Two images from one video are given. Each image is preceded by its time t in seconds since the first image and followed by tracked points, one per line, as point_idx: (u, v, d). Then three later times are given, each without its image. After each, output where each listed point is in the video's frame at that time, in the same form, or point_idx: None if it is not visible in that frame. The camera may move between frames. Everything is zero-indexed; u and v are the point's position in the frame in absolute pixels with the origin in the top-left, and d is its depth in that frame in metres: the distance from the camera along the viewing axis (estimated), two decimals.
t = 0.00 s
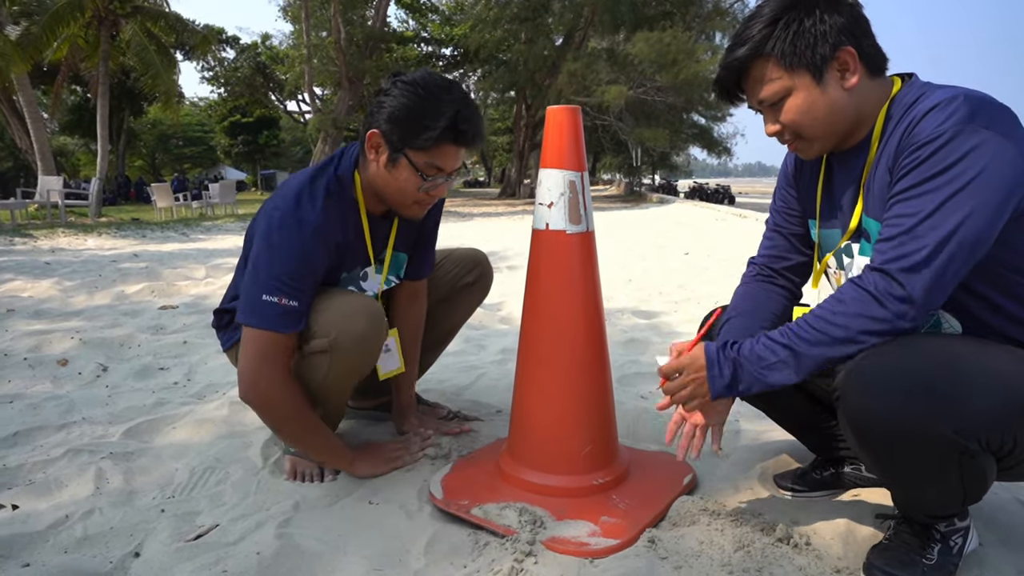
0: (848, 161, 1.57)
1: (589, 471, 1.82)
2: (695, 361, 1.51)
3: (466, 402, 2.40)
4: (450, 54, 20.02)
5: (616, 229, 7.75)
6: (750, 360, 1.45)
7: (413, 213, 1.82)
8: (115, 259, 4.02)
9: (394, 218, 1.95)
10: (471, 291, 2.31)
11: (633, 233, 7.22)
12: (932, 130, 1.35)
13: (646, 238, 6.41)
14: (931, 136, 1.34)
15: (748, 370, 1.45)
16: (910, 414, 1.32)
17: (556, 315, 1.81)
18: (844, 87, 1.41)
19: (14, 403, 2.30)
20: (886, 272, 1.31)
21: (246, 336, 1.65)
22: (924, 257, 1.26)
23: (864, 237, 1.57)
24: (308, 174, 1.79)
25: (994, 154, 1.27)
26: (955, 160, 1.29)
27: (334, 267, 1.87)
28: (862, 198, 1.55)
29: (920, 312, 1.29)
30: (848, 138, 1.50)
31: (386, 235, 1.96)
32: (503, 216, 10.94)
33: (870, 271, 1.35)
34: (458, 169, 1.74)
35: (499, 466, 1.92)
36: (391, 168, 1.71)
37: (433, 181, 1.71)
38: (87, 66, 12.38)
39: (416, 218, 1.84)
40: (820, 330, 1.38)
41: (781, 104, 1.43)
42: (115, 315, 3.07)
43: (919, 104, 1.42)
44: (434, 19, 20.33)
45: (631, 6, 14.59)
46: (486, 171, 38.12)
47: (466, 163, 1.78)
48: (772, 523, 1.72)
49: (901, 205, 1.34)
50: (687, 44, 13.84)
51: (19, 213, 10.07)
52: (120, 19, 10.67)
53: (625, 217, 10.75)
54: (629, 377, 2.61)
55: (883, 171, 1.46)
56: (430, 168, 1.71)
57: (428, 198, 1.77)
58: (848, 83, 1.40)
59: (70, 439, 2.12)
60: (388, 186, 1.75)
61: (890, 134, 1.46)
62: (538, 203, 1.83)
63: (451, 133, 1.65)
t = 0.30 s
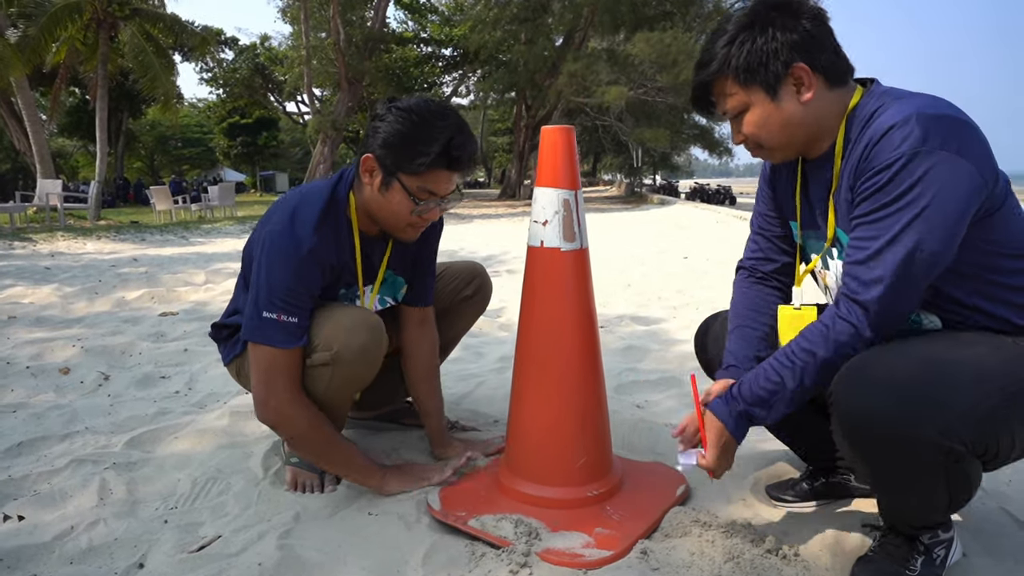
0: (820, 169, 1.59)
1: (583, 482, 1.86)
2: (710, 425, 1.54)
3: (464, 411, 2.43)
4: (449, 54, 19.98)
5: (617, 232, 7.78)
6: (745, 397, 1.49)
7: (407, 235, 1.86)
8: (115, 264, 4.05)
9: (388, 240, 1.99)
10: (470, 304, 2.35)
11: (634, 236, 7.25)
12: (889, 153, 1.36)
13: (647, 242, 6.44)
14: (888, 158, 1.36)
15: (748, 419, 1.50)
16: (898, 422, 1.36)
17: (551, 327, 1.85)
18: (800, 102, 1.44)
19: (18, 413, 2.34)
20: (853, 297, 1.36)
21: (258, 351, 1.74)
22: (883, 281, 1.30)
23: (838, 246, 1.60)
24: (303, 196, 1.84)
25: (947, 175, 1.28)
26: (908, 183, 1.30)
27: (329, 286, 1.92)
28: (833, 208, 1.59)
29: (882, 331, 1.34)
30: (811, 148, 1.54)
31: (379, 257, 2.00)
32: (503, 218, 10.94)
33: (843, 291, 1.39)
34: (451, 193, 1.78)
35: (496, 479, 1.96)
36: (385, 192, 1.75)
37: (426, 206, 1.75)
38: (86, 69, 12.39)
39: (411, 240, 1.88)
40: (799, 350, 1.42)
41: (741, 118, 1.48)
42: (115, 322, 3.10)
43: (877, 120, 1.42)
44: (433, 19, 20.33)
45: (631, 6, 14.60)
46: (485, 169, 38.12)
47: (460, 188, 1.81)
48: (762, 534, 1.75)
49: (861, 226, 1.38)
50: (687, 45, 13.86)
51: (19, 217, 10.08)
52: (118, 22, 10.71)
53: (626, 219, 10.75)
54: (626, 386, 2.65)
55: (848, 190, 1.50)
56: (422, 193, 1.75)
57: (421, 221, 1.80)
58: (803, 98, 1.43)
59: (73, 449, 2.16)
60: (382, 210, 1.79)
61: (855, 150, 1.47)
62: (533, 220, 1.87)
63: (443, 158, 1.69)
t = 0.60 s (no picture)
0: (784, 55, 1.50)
1: (566, 492, 1.90)
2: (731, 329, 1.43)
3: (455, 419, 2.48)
4: (449, 53, 19.95)
5: (616, 233, 7.80)
6: (775, 307, 1.35)
7: (396, 246, 1.86)
8: (112, 268, 4.09)
9: (378, 253, 2.00)
10: (463, 318, 2.38)
11: (632, 237, 7.26)
12: (852, 27, 1.26)
13: (645, 244, 6.45)
14: (852, 31, 1.26)
15: (782, 325, 1.35)
16: (918, 349, 1.30)
17: (537, 342, 1.87)
18: None
19: (15, 422, 2.39)
20: (850, 175, 1.26)
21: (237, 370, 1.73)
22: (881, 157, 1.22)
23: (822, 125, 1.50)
24: (290, 214, 1.85)
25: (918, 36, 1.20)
26: (881, 52, 1.21)
27: (319, 301, 1.93)
28: (789, 95, 1.51)
29: (891, 202, 1.25)
30: (770, 24, 1.44)
31: (371, 272, 2.02)
32: (502, 219, 10.93)
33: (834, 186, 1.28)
34: (434, 198, 1.78)
35: (482, 488, 1.99)
36: (366, 202, 1.78)
37: (407, 212, 1.76)
38: (82, 71, 12.37)
39: (402, 250, 1.89)
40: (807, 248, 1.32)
41: (696, 6, 1.39)
42: (112, 328, 3.15)
43: (827, 3, 1.32)
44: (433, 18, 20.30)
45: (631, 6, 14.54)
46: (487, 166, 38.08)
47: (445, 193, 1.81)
48: (741, 543, 1.79)
49: (844, 107, 1.28)
50: (687, 45, 13.81)
51: (18, 220, 10.10)
52: (115, 24, 10.71)
53: (626, 220, 10.74)
54: (616, 394, 2.68)
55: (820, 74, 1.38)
56: (404, 200, 1.76)
57: (406, 229, 1.81)
58: None
59: (70, 458, 2.21)
60: (367, 221, 1.81)
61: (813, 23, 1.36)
62: (517, 236, 1.91)
63: (417, 162, 1.71)
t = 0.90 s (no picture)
0: None
1: (538, 526, 1.92)
2: (765, 280, 1.37)
3: (438, 446, 2.51)
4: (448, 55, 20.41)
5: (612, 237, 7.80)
6: (804, 239, 1.33)
7: (379, 292, 1.87)
8: (107, 277, 4.11)
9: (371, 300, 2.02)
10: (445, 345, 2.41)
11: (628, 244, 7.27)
12: None
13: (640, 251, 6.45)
14: None
15: (810, 254, 1.32)
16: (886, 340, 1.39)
17: (511, 378, 1.90)
18: None
19: (8, 445, 2.43)
20: (847, 88, 1.31)
21: (281, 415, 1.71)
22: (881, 47, 1.28)
23: (777, 58, 1.52)
24: (286, 262, 1.85)
25: None
26: None
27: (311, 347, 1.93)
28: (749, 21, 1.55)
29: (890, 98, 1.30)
30: None
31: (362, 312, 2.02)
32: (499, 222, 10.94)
33: (837, 92, 1.32)
34: (414, 244, 1.79)
35: (456, 522, 2.01)
36: (348, 252, 1.79)
37: (387, 258, 1.77)
38: (81, 75, 12.38)
39: (386, 297, 1.89)
40: (826, 165, 1.32)
41: None
42: (105, 344, 3.18)
43: None
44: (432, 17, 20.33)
45: (631, 7, 14.49)
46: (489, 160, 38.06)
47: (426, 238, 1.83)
48: None
49: (827, 29, 1.36)
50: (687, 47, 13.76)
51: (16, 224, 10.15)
52: (112, 29, 10.68)
53: (624, 223, 10.74)
54: (598, 417, 2.70)
55: None
56: (383, 248, 1.77)
57: (389, 275, 1.82)
58: None
59: (60, 484, 2.24)
60: (350, 269, 1.82)
61: None
62: (489, 279, 1.93)
63: (393, 210, 1.71)
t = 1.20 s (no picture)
0: (712, 12, 1.80)
1: None
2: (796, 289, 1.48)
3: (417, 484, 2.52)
4: (448, 52, 20.76)
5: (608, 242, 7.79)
6: (824, 242, 1.47)
7: (353, 312, 1.81)
8: (102, 292, 4.15)
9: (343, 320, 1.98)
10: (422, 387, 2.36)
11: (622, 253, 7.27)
12: None
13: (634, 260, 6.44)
14: None
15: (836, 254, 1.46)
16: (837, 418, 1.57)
17: (476, 426, 1.87)
18: None
19: None
20: (846, 102, 1.48)
21: (230, 425, 1.71)
22: (874, 62, 1.47)
23: (732, 77, 1.73)
24: (259, 278, 1.83)
25: None
26: None
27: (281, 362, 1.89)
28: (718, 37, 1.75)
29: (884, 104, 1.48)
30: None
31: (333, 333, 1.99)
32: (497, 227, 10.94)
33: (844, 100, 1.49)
34: (387, 264, 1.74)
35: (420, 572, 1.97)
36: (321, 273, 1.74)
37: (361, 278, 1.72)
38: (77, 82, 12.40)
39: (359, 316, 1.83)
40: (844, 168, 1.47)
41: None
42: (96, 367, 3.22)
43: None
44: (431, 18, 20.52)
45: (630, 7, 14.48)
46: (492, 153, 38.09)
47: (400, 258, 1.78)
48: None
49: (816, 49, 1.54)
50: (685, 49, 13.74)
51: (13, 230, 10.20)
52: (107, 36, 10.67)
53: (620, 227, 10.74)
54: (575, 451, 2.69)
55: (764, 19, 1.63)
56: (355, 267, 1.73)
57: (363, 297, 1.76)
58: None
59: (46, 524, 2.27)
60: (322, 291, 1.77)
61: None
62: (450, 341, 1.93)
63: (364, 230, 1.67)
